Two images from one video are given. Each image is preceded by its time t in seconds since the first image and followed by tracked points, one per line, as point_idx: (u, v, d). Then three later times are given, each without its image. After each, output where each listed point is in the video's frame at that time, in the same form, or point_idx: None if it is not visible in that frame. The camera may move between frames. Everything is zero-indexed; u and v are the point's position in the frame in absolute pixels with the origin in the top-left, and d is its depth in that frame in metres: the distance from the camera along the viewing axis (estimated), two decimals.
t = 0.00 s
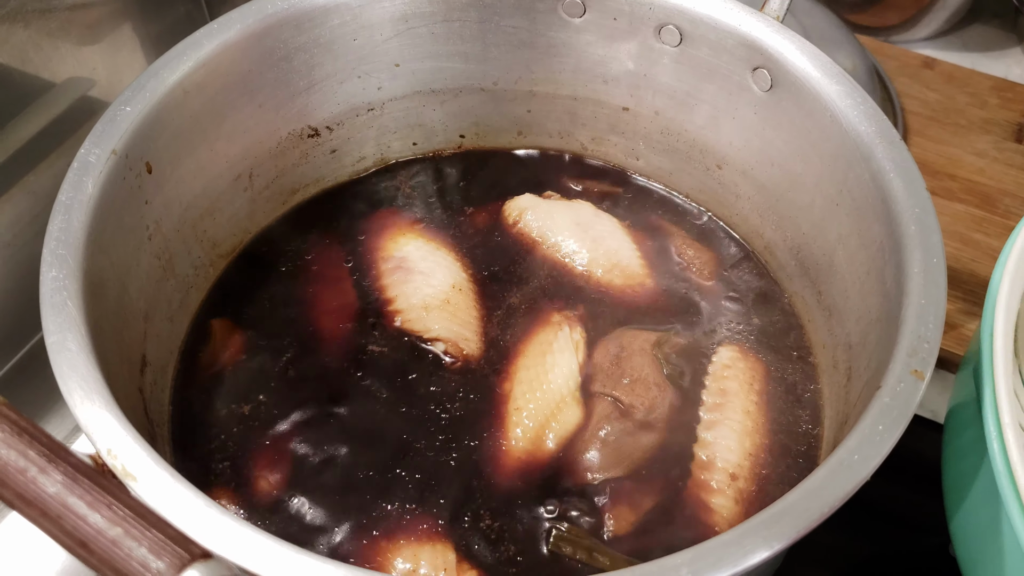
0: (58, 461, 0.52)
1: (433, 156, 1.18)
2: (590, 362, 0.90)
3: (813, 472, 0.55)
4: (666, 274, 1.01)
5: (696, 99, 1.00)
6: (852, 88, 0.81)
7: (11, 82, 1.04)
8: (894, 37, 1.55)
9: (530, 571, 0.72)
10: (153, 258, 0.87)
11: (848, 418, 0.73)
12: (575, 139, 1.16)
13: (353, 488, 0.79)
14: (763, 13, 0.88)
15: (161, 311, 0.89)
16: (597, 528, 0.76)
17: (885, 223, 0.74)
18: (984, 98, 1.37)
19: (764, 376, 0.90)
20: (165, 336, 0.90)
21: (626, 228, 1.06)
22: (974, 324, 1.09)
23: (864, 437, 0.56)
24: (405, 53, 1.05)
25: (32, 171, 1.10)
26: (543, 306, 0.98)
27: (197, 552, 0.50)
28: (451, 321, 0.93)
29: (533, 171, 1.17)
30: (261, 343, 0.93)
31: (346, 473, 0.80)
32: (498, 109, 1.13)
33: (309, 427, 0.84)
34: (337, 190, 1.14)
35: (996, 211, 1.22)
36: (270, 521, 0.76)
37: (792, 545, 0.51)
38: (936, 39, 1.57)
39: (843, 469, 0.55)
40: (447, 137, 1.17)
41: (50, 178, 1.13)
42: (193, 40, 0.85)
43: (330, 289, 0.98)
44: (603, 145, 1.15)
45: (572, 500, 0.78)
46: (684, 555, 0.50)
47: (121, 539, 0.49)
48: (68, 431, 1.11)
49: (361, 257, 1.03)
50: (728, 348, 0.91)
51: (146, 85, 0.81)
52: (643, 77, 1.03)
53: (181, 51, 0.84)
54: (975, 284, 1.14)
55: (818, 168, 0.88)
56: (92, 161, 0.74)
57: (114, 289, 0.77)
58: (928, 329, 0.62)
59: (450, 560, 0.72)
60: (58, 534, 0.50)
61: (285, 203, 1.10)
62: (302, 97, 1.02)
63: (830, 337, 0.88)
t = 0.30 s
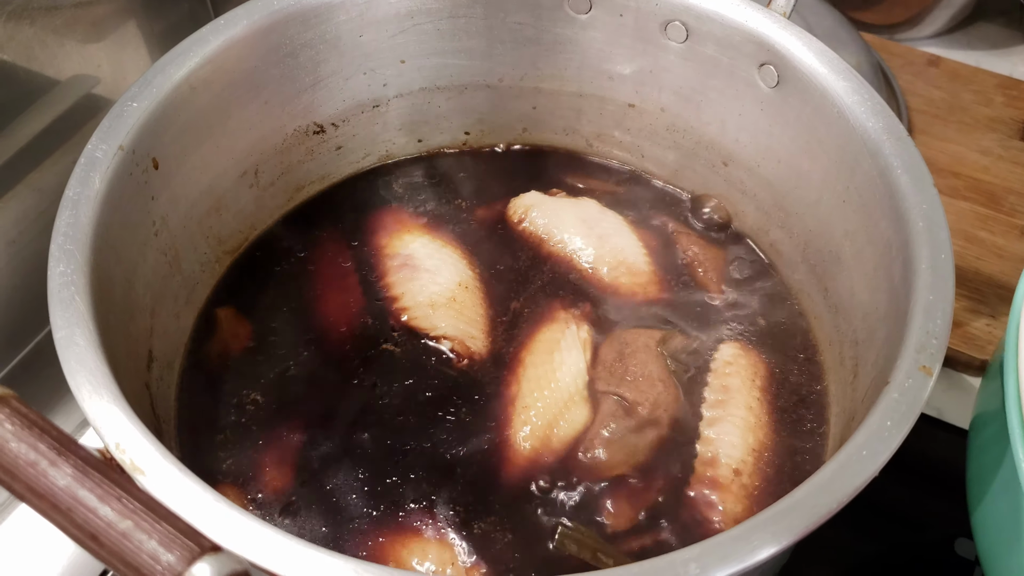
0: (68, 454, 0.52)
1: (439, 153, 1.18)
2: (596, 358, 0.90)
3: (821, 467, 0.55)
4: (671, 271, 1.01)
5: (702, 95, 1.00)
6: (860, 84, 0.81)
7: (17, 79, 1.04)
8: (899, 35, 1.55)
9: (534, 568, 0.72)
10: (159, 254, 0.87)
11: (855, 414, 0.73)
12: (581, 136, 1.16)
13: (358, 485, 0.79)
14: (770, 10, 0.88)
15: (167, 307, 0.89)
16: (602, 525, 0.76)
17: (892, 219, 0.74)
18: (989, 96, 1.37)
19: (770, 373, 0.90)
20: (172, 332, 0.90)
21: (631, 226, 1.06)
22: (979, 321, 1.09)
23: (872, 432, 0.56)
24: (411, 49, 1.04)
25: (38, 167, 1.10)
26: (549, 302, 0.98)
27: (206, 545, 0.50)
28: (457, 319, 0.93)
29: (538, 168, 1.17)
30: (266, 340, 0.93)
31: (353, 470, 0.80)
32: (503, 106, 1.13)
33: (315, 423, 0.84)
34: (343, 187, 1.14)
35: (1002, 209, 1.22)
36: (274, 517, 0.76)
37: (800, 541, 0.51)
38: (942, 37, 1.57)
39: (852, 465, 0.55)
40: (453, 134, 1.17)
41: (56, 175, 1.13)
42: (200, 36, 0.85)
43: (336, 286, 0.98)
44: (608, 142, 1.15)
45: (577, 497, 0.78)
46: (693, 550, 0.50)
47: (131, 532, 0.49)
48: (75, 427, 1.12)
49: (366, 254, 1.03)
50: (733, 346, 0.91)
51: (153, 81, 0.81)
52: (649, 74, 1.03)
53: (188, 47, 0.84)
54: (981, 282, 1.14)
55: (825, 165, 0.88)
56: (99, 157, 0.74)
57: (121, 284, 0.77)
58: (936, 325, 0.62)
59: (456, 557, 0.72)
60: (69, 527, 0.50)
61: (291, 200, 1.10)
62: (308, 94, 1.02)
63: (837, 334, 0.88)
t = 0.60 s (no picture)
0: (75, 450, 0.52)
1: (443, 151, 1.18)
2: (601, 356, 0.90)
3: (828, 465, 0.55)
4: (676, 269, 1.01)
5: (707, 93, 1.00)
6: (865, 81, 0.81)
7: (22, 77, 1.04)
8: (903, 34, 1.55)
9: (540, 568, 0.72)
10: (164, 251, 0.87)
11: (861, 411, 0.73)
12: (585, 134, 1.16)
13: (363, 483, 0.79)
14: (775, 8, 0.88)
15: (172, 304, 0.89)
16: (608, 523, 0.76)
17: (898, 217, 0.74)
18: (993, 96, 1.36)
19: (775, 371, 0.89)
20: (177, 329, 0.90)
21: (635, 224, 1.06)
22: (983, 321, 1.09)
23: (879, 430, 0.56)
24: (416, 47, 1.04)
25: (42, 165, 1.10)
26: (553, 300, 0.98)
27: (214, 541, 0.49)
28: (462, 316, 0.93)
29: (542, 166, 1.17)
30: (271, 337, 0.93)
31: (358, 467, 0.80)
32: (508, 104, 1.14)
33: (320, 421, 0.85)
34: (347, 185, 1.14)
35: (1006, 208, 1.21)
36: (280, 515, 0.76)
37: (806, 539, 0.51)
38: (945, 37, 1.57)
39: (860, 462, 0.54)
40: (457, 132, 1.17)
41: (60, 173, 1.13)
42: (205, 33, 0.85)
43: (341, 284, 0.98)
44: (613, 140, 1.15)
45: (581, 494, 0.78)
46: (700, 547, 0.49)
47: (138, 528, 0.49)
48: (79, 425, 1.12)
49: (371, 252, 1.03)
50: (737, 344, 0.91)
51: (158, 78, 0.81)
52: (654, 72, 1.03)
53: (193, 44, 0.84)
54: (985, 281, 1.14)
55: (830, 162, 0.88)
56: (105, 153, 0.74)
57: (126, 281, 0.77)
58: (944, 323, 0.62)
59: (461, 553, 0.72)
60: (76, 523, 0.50)
61: (295, 198, 1.10)
62: (313, 92, 1.02)
63: (843, 332, 0.87)
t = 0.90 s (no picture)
0: (85, 434, 0.51)
1: (444, 146, 1.20)
2: (598, 349, 0.91)
3: (823, 450, 0.56)
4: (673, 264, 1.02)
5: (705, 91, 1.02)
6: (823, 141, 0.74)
7: (26, 74, 1.06)
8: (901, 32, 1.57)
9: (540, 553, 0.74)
10: (168, 245, 0.89)
11: (855, 402, 0.74)
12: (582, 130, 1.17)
13: (364, 474, 0.80)
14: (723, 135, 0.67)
15: (176, 298, 0.90)
16: (606, 515, 0.76)
17: (892, 209, 0.75)
18: (989, 93, 1.38)
19: (771, 365, 0.90)
20: (181, 322, 0.91)
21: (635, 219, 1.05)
22: (977, 315, 1.10)
23: (872, 417, 0.57)
24: (417, 43, 1.05)
25: (46, 161, 1.12)
26: (551, 295, 0.99)
27: (222, 522, 0.47)
28: (463, 310, 0.94)
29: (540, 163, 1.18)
30: (272, 331, 0.95)
31: (359, 457, 0.82)
32: (508, 100, 1.15)
33: (321, 413, 0.86)
34: (349, 180, 1.15)
35: (1001, 204, 1.23)
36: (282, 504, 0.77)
37: (800, 521, 0.52)
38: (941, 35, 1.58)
39: (853, 447, 0.56)
40: (458, 127, 1.18)
41: (64, 168, 1.15)
42: (208, 29, 0.87)
43: (342, 278, 1.00)
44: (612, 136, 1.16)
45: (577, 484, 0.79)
46: (695, 530, 0.51)
47: (146, 509, 0.48)
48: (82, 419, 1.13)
49: (371, 247, 1.04)
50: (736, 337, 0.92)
51: (162, 73, 0.82)
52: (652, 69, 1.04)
53: (196, 40, 0.85)
54: (980, 276, 1.15)
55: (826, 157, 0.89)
56: (110, 147, 0.75)
57: (131, 273, 0.78)
58: (935, 313, 0.63)
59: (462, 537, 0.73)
60: (86, 505, 0.49)
61: (297, 193, 1.11)
62: (315, 87, 1.03)
63: (838, 326, 0.89)
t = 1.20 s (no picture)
0: (89, 433, 0.52)
1: (441, 149, 1.21)
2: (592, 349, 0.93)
3: (810, 447, 0.58)
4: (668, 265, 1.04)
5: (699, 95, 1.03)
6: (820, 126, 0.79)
7: (28, 78, 1.07)
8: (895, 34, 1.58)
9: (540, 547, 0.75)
10: (169, 248, 0.90)
11: (846, 400, 0.76)
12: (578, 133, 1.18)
13: (363, 472, 0.81)
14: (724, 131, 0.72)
15: (177, 299, 0.92)
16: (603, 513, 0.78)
17: (882, 210, 0.77)
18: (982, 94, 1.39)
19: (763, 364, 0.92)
20: (182, 324, 0.92)
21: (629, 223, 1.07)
22: (970, 314, 1.11)
23: (858, 415, 0.59)
24: (414, 48, 1.07)
25: (47, 164, 1.13)
26: (547, 295, 1.01)
27: (224, 518, 0.48)
28: (460, 311, 0.95)
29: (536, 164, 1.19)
30: (271, 332, 0.96)
31: (358, 455, 0.83)
32: (504, 103, 1.16)
33: (319, 412, 0.87)
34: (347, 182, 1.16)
35: (993, 204, 1.24)
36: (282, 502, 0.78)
37: (788, 517, 0.53)
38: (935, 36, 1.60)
39: (840, 444, 0.57)
40: (455, 130, 1.20)
41: (66, 171, 1.16)
42: (208, 36, 0.88)
43: (339, 279, 1.01)
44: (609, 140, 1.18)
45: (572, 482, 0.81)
46: (686, 526, 0.52)
47: (150, 506, 0.49)
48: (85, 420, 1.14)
49: (369, 248, 1.05)
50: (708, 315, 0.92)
51: (163, 79, 0.84)
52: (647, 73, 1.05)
53: (196, 46, 0.87)
54: (972, 275, 1.16)
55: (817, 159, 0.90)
56: (112, 152, 0.77)
57: (132, 276, 0.79)
58: (921, 313, 0.65)
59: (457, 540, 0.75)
60: (90, 502, 0.50)
61: (296, 195, 1.13)
62: (313, 92, 1.04)
63: (829, 325, 0.90)
